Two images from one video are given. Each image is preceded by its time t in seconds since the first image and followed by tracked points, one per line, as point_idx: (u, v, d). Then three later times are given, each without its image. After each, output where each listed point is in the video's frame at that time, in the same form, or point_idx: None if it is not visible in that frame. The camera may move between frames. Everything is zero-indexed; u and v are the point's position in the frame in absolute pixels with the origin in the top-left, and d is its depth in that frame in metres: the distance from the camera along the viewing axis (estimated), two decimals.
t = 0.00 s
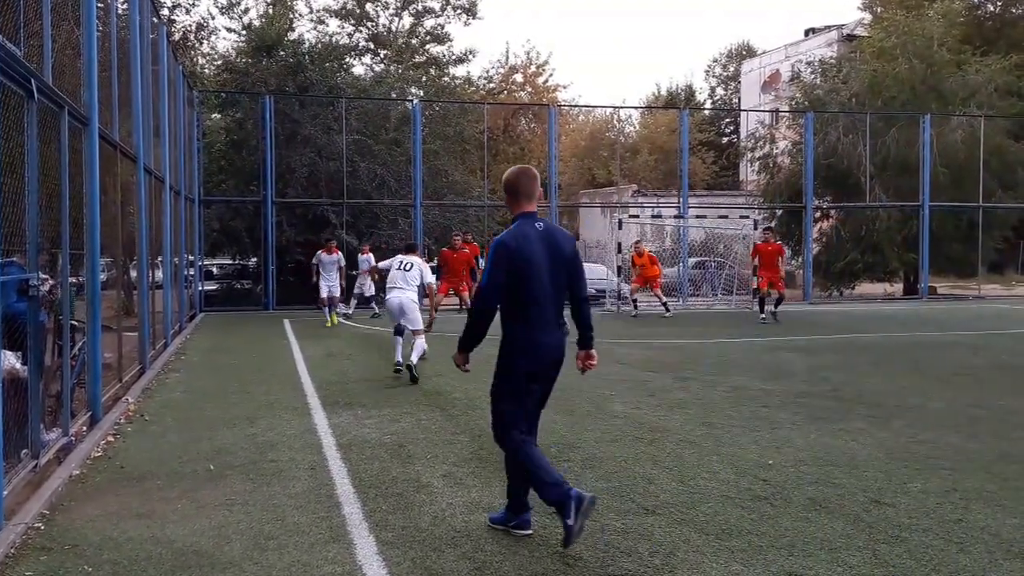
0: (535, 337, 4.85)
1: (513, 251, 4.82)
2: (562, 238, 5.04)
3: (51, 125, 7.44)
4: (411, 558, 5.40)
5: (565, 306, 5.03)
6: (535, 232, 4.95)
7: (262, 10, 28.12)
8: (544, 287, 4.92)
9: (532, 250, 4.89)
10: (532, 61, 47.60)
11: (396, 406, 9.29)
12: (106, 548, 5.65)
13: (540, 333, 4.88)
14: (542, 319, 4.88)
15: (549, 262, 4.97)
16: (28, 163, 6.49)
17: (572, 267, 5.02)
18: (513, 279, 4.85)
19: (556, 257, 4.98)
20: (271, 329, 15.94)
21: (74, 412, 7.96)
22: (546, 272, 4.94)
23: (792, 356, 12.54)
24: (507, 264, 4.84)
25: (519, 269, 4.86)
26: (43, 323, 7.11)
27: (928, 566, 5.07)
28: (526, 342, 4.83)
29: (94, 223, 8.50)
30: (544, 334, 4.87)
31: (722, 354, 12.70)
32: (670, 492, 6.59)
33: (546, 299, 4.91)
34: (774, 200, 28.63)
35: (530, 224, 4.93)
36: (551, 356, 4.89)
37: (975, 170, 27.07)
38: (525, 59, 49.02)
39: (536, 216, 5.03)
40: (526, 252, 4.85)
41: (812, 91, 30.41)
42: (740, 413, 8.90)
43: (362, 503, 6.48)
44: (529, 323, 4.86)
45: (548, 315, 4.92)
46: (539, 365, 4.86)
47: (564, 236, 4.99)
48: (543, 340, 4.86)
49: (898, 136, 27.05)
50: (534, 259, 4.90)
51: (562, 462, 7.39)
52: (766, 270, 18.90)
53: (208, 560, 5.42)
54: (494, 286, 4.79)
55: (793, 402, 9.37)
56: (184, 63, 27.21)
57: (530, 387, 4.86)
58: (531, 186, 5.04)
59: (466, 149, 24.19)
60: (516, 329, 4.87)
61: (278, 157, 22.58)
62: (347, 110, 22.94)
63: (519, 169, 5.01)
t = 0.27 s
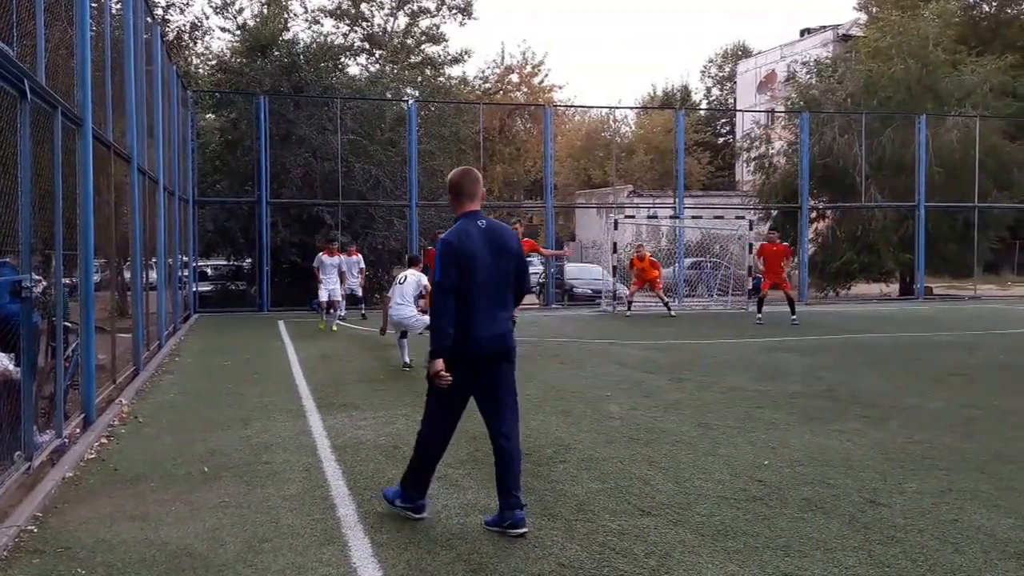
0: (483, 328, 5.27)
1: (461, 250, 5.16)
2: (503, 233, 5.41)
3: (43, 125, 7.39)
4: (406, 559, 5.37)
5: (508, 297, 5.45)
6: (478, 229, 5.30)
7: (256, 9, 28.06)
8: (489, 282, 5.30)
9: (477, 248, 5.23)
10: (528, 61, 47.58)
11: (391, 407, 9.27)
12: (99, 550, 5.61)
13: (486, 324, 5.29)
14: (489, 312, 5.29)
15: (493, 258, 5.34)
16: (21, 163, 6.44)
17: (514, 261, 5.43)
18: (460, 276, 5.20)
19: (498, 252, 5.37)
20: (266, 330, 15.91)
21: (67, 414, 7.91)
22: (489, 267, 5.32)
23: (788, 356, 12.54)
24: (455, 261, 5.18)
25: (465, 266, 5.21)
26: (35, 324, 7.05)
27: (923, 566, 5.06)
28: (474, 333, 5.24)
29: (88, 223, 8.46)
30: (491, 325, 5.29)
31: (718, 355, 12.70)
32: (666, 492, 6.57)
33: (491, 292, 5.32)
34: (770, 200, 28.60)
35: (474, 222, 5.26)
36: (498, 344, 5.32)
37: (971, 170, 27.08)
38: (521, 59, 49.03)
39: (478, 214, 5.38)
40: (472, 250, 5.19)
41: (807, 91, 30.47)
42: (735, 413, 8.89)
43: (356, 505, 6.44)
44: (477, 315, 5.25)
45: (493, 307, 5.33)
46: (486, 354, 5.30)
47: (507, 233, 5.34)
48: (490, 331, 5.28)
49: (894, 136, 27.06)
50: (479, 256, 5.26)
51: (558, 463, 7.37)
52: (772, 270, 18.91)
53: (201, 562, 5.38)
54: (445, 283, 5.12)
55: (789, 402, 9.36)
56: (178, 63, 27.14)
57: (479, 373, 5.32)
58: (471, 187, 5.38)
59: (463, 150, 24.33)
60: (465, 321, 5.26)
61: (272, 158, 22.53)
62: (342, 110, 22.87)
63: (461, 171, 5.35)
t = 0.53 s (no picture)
0: (422, 329, 5.36)
1: (399, 254, 5.28)
2: (441, 238, 5.55)
3: (35, 126, 7.35)
4: (399, 561, 5.34)
5: (446, 300, 5.56)
6: (416, 234, 5.44)
7: (249, 9, 27.99)
8: (428, 284, 5.42)
9: (414, 251, 5.37)
10: (522, 61, 47.58)
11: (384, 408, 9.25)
12: (91, 553, 5.57)
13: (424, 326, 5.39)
14: (427, 314, 5.40)
15: (431, 262, 5.46)
16: (11, 164, 6.40)
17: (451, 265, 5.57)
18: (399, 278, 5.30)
19: (436, 256, 5.49)
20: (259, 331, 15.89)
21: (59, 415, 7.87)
22: (427, 271, 5.44)
23: (782, 357, 12.56)
24: (393, 264, 5.29)
25: (403, 269, 5.32)
26: (27, 325, 7.01)
27: (917, 567, 5.05)
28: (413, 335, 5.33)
29: (81, 224, 8.43)
30: (429, 327, 5.39)
31: (712, 355, 12.71)
32: (660, 494, 6.55)
33: (429, 294, 5.43)
34: (764, 201, 28.51)
35: (411, 226, 5.40)
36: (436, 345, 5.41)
37: (965, 170, 27.13)
38: (515, 59, 49.02)
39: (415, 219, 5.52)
40: (409, 253, 5.30)
41: (801, 91, 30.54)
42: (729, 414, 8.89)
43: (349, 507, 6.41)
44: (415, 317, 5.35)
45: (432, 310, 5.43)
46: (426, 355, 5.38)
47: (445, 237, 5.48)
48: (428, 333, 5.38)
49: (888, 136, 27.23)
50: (416, 259, 5.39)
51: (552, 464, 7.35)
52: (770, 270, 18.89)
53: (194, 564, 5.35)
54: (383, 286, 5.23)
55: (783, 403, 9.36)
56: (171, 63, 27.06)
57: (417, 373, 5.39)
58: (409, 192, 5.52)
59: (456, 150, 24.47)
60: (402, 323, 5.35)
61: (265, 158, 22.49)
62: (335, 111, 22.79)
63: (399, 177, 5.49)
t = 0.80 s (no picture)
0: (369, 322, 5.87)
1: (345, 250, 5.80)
2: (390, 236, 6.05)
3: (24, 126, 7.30)
4: (390, 563, 5.30)
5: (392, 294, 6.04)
6: (365, 232, 5.94)
7: (239, 9, 27.92)
8: (376, 280, 5.91)
9: (362, 248, 5.87)
10: (513, 62, 47.55)
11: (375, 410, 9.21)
12: (80, 555, 5.52)
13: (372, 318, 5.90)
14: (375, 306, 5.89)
15: (377, 259, 5.95)
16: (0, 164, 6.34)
17: (402, 261, 6.04)
18: (347, 273, 5.83)
19: (386, 252, 5.99)
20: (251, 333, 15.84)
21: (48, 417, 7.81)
22: (376, 265, 5.94)
23: (775, 357, 12.55)
24: (342, 260, 5.82)
25: (351, 264, 5.84)
26: (16, 326, 6.95)
27: (910, 568, 5.04)
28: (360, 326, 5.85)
29: (71, 225, 8.38)
30: (377, 319, 5.89)
31: (704, 356, 12.70)
32: (652, 495, 6.52)
33: (378, 289, 5.93)
34: (756, 202, 28.56)
35: (360, 225, 5.90)
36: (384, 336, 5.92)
37: (957, 171, 27.19)
38: (507, 60, 48.99)
39: (366, 218, 6.04)
40: (356, 249, 5.81)
41: (793, 92, 30.59)
42: (721, 415, 8.88)
43: (340, 509, 6.36)
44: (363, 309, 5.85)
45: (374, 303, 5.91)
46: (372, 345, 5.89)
47: (392, 236, 5.97)
48: (368, 324, 5.87)
49: (880, 137, 27.21)
50: (365, 256, 5.90)
51: (544, 465, 7.32)
52: (758, 272, 18.84)
53: (183, 566, 5.31)
54: (327, 279, 5.76)
55: (775, 404, 9.35)
56: (161, 63, 26.97)
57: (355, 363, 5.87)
58: (359, 195, 6.05)
59: (448, 150, 24.40)
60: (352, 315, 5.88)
61: (256, 158, 22.44)
62: (326, 111, 22.79)
63: (352, 179, 6.01)
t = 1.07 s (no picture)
0: (320, 329, 5.78)
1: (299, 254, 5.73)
2: (344, 243, 5.98)
3: (11, 126, 7.23)
4: (379, 566, 5.26)
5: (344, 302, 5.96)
6: (320, 239, 5.88)
7: (228, 9, 27.85)
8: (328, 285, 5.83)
9: (315, 254, 5.80)
10: (504, 62, 47.54)
11: (364, 412, 9.17)
12: (67, 558, 5.46)
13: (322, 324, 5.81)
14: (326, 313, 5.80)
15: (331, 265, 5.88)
16: None
17: (356, 269, 5.97)
18: (300, 278, 5.74)
19: (339, 259, 5.92)
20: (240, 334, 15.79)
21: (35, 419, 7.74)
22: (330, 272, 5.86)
23: (766, 358, 12.54)
24: (295, 264, 5.74)
25: (304, 269, 5.76)
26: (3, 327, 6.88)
27: (900, 570, 5.02)
28: (309, 332, 5.75)
29: (58, 226, 8.31)
30: (328, 325, 5.81)
31: (695, 357, 12.69)
32: (642, 497, 6.49)
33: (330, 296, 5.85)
34: (747, 203, 28.69)
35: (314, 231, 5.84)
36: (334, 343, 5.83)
37: (948, 172, 27.25)
38: (497, 60, 48.99)
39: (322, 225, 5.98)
40: (310, 254, 5.73)
41: (783, 93, 30.65)
42: (711, 416, 8.86)
43: (329, 512, 6.31)
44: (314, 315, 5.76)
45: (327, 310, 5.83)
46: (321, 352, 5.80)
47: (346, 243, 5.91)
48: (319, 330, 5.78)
49: (870, 138, 27.20)
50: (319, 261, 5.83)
51: (534, 467, 7.29)
52: (737, 276, 18.78)
53: (170, 570, 5.25)
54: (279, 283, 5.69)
55: (765, 405, 9.34)
56: (150, 63, 26.86)
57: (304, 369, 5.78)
58: (316, 201, 5.99)
59: (437, 151, 24.16)
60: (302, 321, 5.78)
61: (245, 159, 22.41)
62: (315, 112, 22.79)
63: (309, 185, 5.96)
